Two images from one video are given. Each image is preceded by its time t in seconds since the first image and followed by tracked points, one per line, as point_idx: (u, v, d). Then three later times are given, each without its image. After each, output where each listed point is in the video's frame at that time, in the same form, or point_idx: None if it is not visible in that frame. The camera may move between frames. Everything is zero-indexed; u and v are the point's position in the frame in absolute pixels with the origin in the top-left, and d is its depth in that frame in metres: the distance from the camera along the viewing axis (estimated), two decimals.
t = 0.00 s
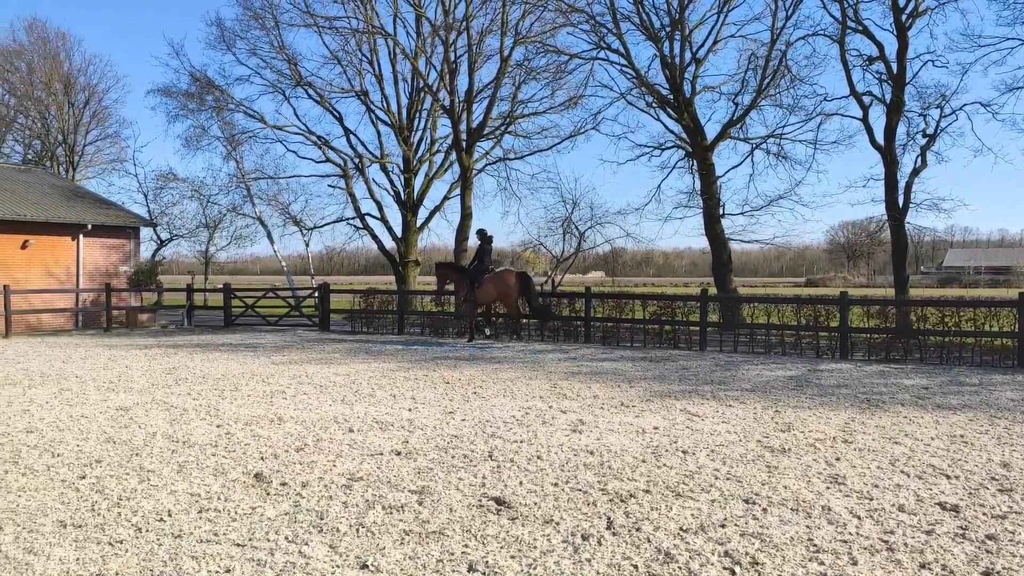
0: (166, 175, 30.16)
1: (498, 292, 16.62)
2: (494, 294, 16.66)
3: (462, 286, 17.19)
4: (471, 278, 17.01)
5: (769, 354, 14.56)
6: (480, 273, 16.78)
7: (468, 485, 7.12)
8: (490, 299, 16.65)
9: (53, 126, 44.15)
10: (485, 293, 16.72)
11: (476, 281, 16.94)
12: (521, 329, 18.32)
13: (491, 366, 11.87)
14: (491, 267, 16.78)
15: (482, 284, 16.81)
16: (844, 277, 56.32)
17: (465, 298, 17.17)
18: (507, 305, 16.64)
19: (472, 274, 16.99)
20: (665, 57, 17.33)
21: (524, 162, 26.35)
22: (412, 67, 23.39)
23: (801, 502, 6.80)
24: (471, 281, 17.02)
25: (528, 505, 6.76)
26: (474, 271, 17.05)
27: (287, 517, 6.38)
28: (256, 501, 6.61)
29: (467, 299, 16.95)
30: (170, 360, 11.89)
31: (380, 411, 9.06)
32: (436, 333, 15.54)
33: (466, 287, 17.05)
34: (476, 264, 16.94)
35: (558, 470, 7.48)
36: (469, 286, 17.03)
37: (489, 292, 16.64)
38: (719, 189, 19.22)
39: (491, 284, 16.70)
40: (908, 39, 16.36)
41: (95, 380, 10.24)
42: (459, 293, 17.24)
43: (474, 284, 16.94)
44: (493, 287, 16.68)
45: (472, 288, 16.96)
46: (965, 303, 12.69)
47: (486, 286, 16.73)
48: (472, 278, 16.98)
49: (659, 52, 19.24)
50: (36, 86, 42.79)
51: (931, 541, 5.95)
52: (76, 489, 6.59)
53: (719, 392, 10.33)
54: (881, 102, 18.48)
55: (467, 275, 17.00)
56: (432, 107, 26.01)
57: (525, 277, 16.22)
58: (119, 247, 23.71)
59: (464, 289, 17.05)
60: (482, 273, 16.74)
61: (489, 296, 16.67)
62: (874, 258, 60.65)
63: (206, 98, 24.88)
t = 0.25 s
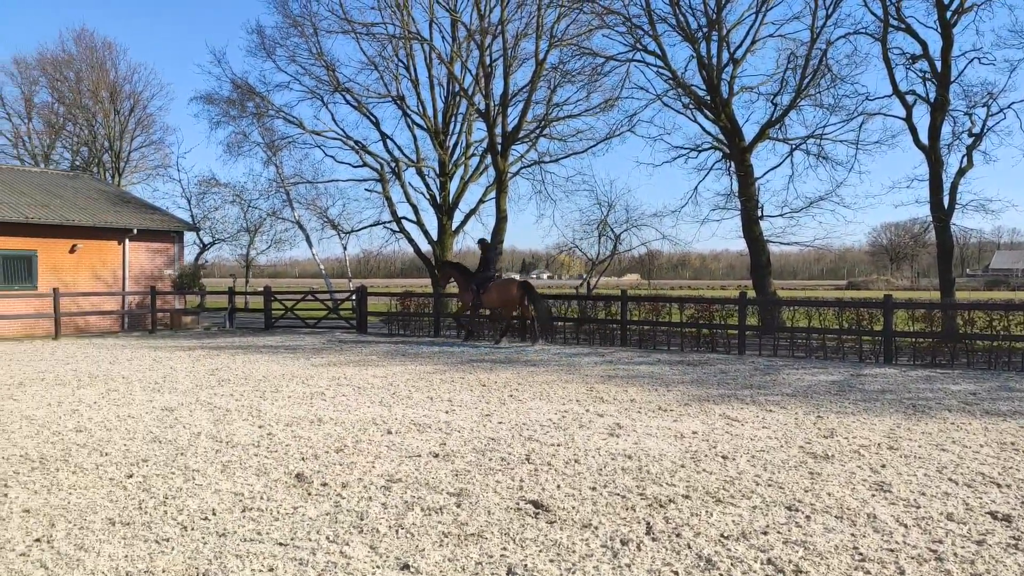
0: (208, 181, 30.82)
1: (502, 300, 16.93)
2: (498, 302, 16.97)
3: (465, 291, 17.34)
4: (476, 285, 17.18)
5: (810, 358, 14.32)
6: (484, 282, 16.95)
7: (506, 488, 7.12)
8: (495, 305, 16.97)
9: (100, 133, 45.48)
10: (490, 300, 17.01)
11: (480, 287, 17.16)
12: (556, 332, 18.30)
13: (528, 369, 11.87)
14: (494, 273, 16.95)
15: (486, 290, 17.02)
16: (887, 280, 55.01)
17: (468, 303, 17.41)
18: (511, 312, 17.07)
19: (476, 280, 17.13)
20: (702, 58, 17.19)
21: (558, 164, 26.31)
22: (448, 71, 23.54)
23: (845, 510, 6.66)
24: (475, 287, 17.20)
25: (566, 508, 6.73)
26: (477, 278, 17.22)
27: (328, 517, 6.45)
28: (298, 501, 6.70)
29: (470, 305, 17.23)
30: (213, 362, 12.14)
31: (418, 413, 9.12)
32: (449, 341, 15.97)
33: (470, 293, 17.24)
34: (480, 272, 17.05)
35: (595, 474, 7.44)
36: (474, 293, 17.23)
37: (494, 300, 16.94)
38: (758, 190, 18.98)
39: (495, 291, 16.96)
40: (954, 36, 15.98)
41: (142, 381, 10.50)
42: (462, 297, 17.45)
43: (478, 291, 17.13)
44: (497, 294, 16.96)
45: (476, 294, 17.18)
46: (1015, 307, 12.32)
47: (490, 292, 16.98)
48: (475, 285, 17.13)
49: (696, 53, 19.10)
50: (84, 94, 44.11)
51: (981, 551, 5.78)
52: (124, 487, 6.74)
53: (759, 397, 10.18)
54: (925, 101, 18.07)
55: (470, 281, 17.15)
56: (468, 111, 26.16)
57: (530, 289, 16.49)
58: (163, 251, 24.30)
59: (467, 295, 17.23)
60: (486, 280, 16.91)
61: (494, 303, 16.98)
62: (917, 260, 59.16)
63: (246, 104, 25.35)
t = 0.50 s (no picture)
0: (248, 184, 31.42)
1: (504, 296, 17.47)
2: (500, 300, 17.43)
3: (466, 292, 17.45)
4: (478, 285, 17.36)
5: (851, 363, 14.04)
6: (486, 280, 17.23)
7: (541, 491, 7.09)
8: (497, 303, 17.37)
9: (144, 138, 46.42)
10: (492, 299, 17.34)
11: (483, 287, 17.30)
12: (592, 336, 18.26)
13: (562, 372, 11.83)
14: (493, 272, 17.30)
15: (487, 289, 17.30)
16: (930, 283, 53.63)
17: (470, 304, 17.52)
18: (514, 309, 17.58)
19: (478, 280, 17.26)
20: (740, 57, 17.00)
21: (593, 166, 26.25)
22: (483, 74, 23.65)
23: (889, 518, 6.50)
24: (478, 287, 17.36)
25: (602, 512, 6.68)
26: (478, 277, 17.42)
27: (366, 517, 6.50)
28: (336, 501, 6.77)
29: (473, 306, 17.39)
30: (252, 362, 12.34)
31: (453, 415, 9.16)
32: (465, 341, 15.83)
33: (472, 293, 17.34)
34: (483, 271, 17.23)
35: (632, 478, 7.38)
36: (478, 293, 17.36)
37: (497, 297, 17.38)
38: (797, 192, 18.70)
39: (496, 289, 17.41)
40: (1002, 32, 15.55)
41: (184, 381, 10.71)
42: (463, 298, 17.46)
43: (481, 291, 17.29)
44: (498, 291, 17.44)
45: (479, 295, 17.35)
46: None
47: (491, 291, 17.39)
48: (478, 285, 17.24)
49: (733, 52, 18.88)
50: (128, 101, 45.31)
51: None
52: (167, 485, 6.88)
53: (798, 402, 10.00)
54: (971, 99, 17.61)
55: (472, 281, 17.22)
56: (502, 114, 26.22)
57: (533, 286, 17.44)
58: (204, 253, 24.84)
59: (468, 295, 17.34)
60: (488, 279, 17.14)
61: (496, 301, 17.39)
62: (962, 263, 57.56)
63: (285, 109, 25.78)
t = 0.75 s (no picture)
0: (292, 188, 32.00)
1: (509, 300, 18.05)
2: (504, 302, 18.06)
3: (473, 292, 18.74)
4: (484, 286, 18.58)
5: (900, 367, 13.69)
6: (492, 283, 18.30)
7: (584, 494, 7.06)
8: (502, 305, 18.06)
9: (192, 143, 47.50)
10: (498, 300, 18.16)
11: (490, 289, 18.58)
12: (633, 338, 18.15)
13: (604, 374, 11.77)
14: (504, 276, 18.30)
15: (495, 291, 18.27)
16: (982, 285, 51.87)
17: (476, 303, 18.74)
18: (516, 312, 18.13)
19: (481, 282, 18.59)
20: (784, 55, 16.76)
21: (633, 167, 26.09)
22: (522, 76, 23.70)
23: (943, 526, 6.32)
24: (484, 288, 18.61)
25: (647, 517, 6.61)
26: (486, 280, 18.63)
27: (410, 517, 6.54)
28: (381, 501, 6.83)
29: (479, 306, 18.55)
30: (297, 363, 12.56)
31: (494, 416, 9.19)
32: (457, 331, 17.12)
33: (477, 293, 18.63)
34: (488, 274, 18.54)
35: (676, 482, 7.30)
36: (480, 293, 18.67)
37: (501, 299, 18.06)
38: (843, 191, 18.33)
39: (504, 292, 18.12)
40: None
41: (232, 380, 10.95)
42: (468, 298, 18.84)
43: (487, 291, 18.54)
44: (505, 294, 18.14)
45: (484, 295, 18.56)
46: None
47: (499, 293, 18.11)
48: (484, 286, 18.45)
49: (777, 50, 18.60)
50: (178, 107, 46.57)
51: None
52: (217, 483, 7.03)
53: (847, 406, 9.79)
54: None
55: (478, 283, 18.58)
56: (542, 116, 26.25)
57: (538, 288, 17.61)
58: (250, 256, 25.32)
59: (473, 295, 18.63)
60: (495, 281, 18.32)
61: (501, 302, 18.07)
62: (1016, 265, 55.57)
63: (328, 114, 26.21)
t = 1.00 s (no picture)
0: (333, 191, 32.52)
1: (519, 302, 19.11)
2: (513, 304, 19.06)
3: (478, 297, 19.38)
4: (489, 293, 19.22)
5: (949, 371, 13.33)
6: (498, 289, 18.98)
7: (624, 496, 7.01)
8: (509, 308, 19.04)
9: (236, 147, 48.45)
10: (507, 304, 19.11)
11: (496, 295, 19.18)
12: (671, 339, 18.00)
13: (643, 376, 11.68)
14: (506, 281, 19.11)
15: (500, 296, 19.10)
16: None
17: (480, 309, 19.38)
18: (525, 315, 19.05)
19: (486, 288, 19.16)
20: (827, 53, 16.47)
21: (672, 167, 25.89)
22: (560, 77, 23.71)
23: (997, 535, 6.12)
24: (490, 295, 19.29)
25: (688, 521, 6.53)
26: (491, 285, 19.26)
27: (451, 517, 6.58)
28: (421, 500, 6.88)
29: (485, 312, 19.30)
30: (338, 363, 12.73)
31: (533, 417, 9.20)
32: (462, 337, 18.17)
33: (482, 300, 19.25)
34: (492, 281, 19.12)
35: (718, 487, 7.21)
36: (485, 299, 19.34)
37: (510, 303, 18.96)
38: (890, 191, 17.93)
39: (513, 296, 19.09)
40: None
41: (275, 380, 11.14)
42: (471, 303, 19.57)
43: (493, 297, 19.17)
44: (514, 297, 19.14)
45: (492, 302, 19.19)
46: None
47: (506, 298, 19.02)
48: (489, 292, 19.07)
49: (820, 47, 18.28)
50: (223, 112, 47.68)
51: None
52: (262, 480, 7.16)
53: (894, 411, 9.56)
54: None
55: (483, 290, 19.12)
56: (580, 117, 26.21)
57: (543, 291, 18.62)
58: (292, 257, 25.72)
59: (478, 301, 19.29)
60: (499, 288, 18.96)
61: (509, 306, 19.03)
62: None
63: (368, 117, 26.56)
